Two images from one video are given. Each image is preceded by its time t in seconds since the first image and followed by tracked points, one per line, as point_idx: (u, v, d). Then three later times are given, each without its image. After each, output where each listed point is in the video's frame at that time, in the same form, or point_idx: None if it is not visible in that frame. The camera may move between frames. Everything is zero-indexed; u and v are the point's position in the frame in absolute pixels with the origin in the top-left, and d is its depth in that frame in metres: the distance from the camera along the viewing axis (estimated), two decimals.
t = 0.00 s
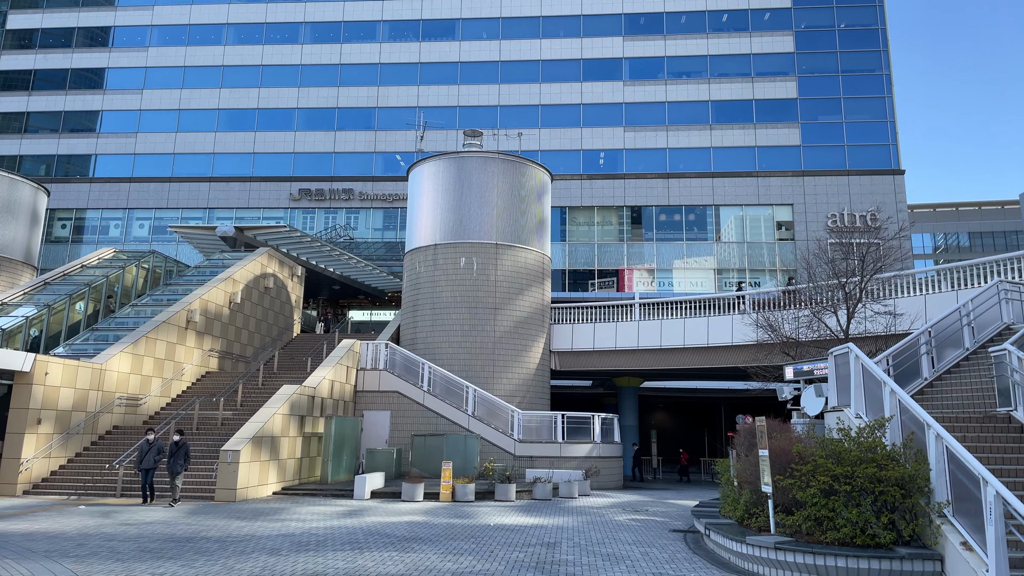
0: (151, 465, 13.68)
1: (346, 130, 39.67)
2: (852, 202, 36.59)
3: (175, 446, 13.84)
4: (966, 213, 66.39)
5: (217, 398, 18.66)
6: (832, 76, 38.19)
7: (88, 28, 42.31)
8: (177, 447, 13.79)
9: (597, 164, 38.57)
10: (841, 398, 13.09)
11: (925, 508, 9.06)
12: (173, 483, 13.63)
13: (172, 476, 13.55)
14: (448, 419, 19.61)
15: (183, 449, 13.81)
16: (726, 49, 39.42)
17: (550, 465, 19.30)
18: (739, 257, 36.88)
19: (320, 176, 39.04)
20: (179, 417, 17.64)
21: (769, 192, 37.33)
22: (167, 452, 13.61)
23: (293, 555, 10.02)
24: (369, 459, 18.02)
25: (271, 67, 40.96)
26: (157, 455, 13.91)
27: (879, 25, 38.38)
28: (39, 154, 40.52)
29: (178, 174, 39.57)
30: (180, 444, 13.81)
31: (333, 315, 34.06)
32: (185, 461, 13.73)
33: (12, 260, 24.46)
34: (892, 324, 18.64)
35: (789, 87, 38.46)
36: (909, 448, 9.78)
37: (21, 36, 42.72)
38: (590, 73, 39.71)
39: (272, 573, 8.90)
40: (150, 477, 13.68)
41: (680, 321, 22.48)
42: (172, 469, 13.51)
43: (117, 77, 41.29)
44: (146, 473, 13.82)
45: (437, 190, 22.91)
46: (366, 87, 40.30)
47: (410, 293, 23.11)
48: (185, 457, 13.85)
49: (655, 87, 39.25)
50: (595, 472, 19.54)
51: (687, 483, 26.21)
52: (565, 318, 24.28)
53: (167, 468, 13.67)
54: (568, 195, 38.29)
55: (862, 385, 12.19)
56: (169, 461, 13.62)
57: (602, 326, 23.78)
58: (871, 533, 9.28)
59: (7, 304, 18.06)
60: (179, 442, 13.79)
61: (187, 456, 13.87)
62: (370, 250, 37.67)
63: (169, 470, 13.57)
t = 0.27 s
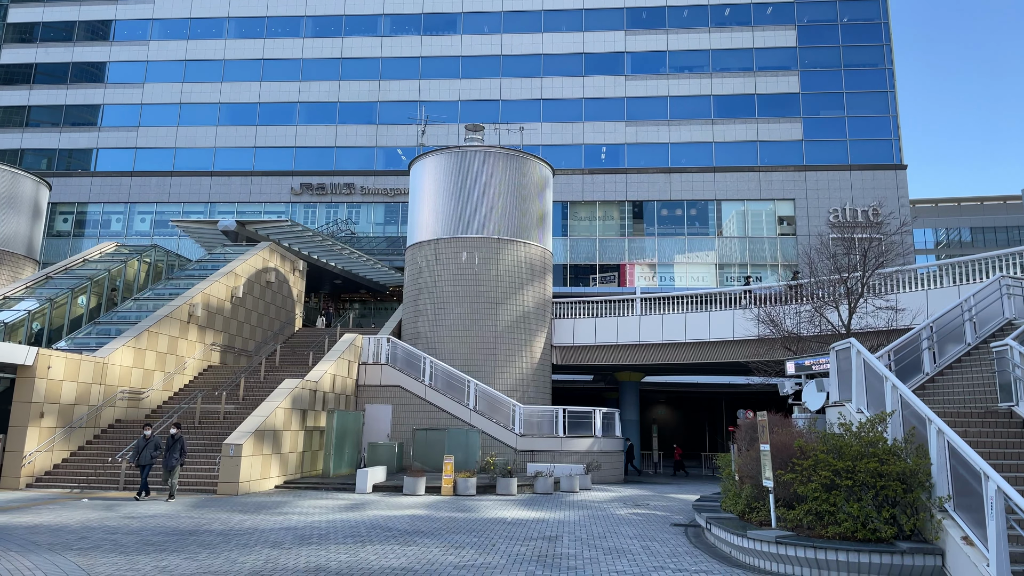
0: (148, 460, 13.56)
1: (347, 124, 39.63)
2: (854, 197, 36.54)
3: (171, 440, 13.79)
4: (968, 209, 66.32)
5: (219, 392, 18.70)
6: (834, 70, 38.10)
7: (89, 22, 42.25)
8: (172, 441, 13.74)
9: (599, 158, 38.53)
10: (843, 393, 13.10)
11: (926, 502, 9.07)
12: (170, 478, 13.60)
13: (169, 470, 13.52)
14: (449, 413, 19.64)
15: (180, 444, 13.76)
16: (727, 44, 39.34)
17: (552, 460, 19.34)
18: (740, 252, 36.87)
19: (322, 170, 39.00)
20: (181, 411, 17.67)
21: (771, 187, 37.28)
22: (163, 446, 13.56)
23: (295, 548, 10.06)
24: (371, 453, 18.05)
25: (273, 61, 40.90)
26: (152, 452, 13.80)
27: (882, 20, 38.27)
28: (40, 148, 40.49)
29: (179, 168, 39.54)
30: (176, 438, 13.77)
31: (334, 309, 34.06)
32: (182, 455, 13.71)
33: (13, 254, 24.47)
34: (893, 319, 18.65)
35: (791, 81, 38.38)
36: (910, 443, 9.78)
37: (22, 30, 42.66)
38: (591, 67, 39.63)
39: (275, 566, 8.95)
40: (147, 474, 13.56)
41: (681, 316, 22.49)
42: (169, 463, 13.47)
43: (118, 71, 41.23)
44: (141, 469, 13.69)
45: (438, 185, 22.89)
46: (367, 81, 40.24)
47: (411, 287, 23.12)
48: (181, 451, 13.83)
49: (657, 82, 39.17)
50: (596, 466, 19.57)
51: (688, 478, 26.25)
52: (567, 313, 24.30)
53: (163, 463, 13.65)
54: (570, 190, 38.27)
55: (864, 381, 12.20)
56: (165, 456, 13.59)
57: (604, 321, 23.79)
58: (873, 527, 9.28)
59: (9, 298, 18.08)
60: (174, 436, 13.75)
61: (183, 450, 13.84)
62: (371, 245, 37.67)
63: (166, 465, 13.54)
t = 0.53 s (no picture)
0: (148, 454, 13.45)
1: (352, 119, 39.61)
2: (860, 192, 36.43)
3: (170, 434, 13.68)
4: (975, 204, 66.08)
5: (225, 386, 18.78)
6: (840, 64, 37.94)
7: (94, 17, 42.30)
8: (172, 434, 13.64)
9: (603, 153, 38.46)
10: (848, 388, 13.10)
11: (932, 497, 9.08)
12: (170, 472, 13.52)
13: (169, 464, 13.42)
14: (454, 408, 19.69)
15: (180, 438, 13.65)
16: (733, 38, 39.19)
17: (556, 454, 19.38)
18: (745, 247, 36.81)
19: (326, 165, 39.02)
20: (188, 405, 17.76)
21: (777, 182, 37.17)
22: (162, 440, 13.46)
23: (302, 542, 10.10)
24: (376, 447, 18.11)
25: (277, 56, 40.91)
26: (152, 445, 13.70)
27: (888, 13, 38.06)
28: (46, 143, 40.57)
29: (184, 163, 39.60)
30: (175, 432, 13.65)
31: (339, 304, 34.16)
32: (181, 449, 13.60)
33: (20, 248, 24.54)
34: (899, 314, 18.62)
35: (797, 76, 38.23)
36: (916, 438, 9.77)
37: (27, 25, 42.73)
38: (596, 61, 39.53)
39: (282, 560, 8.99)
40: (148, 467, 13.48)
41: (686, 311, 22.47)
42: (168, 457, 13.39)
43: (123, 66, 41.28)
44: (141, 463, 13.57)
45: (443, 179, 22.89)
46: (371, 76, 40.22)
47: (416, 282, 23.15)
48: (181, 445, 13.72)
49: (661, 76, 39.05)
50: (601, 461, 19.61)
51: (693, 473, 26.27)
52: (571, 308, 24.32)
53: (163, 458, 13.53)
54: (574, 184, 38.22)
55: (869, 376, 12.19)
56: (165, 450, 13.47)
57: (608, 315, 23.79)
58: (878, 522, 9.31)
59: (16, 292, 18.15)
60: (173, 430, 13.62)
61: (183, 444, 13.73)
62: (375, 240, 37.72)
63: (165, 460, 13.43)
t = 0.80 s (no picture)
0: (153, 449, 13.34)
1: (360, 114, 39.64)
2: (871, 185, 36.19)
3: (173, 428, 13.63)
4: (987, 197, 65.54)
5: (236, 381, 18.89)
6: (851, 57, 37.65)
7: (104, 13, 42.47)
8: (175, 429, 13.59)
9: (612, 147, 38.36)
10: (859, 383, 13.05)
11: (944, 492, 9.03)
12: (174, 467, 13.41)
13: (173, 459, 13.32)
14: (464, 403, 19.74)
15: (182, 431, 13.59)
16: (742, 30, 38.94)
17: (566, 449, 19.41)
18: (755, 241, 36.67)
19: (335, 161, 39.10)
20: (200, 399, 17.89)
21: (787, 175, 36.97)
22: (166, 435, 13.40)
23: (314, 535, 10.17)
24: (386, 441, 18.17)
25: (286, 51, 40.96)
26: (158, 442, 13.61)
27: (899, 5, 37.72)
28: (57, 139, 40.80)
29: (195, 159, 39.76)
30: (177, 426, 13.62)
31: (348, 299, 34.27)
32: (183, 443, 13.53)
33: (32, 243, 24.71)
34: (910, 308, 18.52)
35: (807, 68, 37.96)
36: (928, 433, 9.71)
37: (38, 21, 42.93)
38: (605, 55, 39.38)
39: (294, 552, 9.06)
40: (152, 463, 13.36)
41: (696, 305, 22.41)
42: (171, 451, 13.29)
43: (133, 62, 41.45)
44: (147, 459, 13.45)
45: (452, 174, 22.89)
46: (379, 71, 40.22)
47: (425, 277, 23.19)
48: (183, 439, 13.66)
49: (671, 69, 38.88)
50: (610, 455, 19.62)
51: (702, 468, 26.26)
52: (580, 303, 24.30)
53: (167, 453, 13.44)
54: (583, 179, 38.15)
55: (880, 370, 12.14)
56: (168, 444, 13.39)
57: (617, 310, 23.76)
58: (889, 517, 9.27)
59: (29, 288, 18.28)
60: (175, 424, 13.56)
61: (185, 438, 13.67)
62: (385, 235, 37.81)
63: (168, 454, 13.33)
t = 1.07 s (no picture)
0: (165, 442, 13.32)
1: (376, 109, 39.74)
2: (890, 177, 35.79)
3: (187, 423, 13.56)
4: (1008, 188, 64.64)
5: (255, 375, 19.06)
6: (870, 47, 37.21)
7: (121, 11, 42.84)
8: (189, 423, 13.53)
9: (628, 140, 38.18)
10: (879, 377, 12.93)
11: (966, 487, 8.93)
12: (185, 462, 13.35)
13: (185, 454, 13.23)
14: (480, 397, 19.78)
15: (196, 427, 13.49)
16: (759, 21, 38.58)
17: (582, 443, 19.40)
18: (772, 234, 36.41)
19: (350, 156, 39.24)
20: (219, 394, 18.06)
21: (805, 168, 36.64)
22: (179, 429, 13.34)
23: (333, 528, 10.24)
24: (403, 435, 18.25)
25: (301, 48, 41.11)
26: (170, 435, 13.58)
27: None
28: (77, 137, 41.23)
29: (212, 155, 40.06)
30: (192, 421, 13.53)
31: (365, 294, 34.43)
32: (197, 439, 13.44)
33: (53, 240, 25.08)
34: (931, 301, 18.32)
35: (825, 59, 37.55)
36: (950, 427, 9.60)
37: (57, 20, 43.37)
38: (620, 48, 39.17)
39: (315, 545, 9.14)
40: (165, 455, 13.36)
41: (713, 300, 22.27)
42: (184, 447, 13.22)
43: (150, 60, 41.80)
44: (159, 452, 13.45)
45: (467, 169, 22.90)
46: (394, 67, 40.27)
47: (441, 271, 23.23)
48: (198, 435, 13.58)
49: (687, 62, 38.60)
50: (627, 449, 19.59)
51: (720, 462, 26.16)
52: (596, 297, 24.24)
53: (179, 447, 13.39)
54: (599, 172, 38.03)
55: (902, 364, 12.00)
56: (181, 439, 13.32)
57: (634, 304, 23.68)
58: (910, 512, 9.16)
59: (51, 284, 18.52)
60: (190, 419, 13.49)
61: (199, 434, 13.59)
62: (400, 230, 37.93)
63: (181, 449, 13.26)
